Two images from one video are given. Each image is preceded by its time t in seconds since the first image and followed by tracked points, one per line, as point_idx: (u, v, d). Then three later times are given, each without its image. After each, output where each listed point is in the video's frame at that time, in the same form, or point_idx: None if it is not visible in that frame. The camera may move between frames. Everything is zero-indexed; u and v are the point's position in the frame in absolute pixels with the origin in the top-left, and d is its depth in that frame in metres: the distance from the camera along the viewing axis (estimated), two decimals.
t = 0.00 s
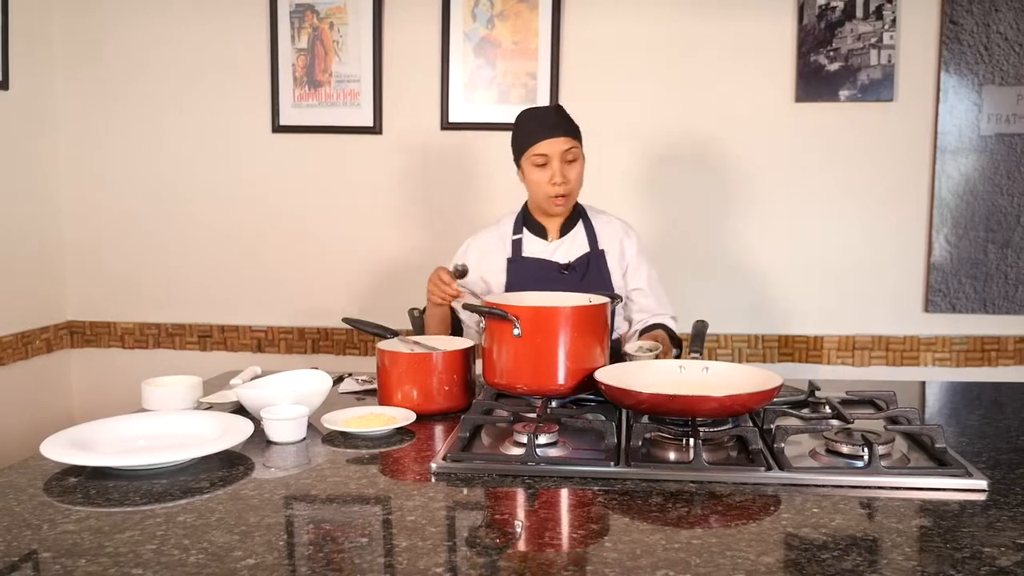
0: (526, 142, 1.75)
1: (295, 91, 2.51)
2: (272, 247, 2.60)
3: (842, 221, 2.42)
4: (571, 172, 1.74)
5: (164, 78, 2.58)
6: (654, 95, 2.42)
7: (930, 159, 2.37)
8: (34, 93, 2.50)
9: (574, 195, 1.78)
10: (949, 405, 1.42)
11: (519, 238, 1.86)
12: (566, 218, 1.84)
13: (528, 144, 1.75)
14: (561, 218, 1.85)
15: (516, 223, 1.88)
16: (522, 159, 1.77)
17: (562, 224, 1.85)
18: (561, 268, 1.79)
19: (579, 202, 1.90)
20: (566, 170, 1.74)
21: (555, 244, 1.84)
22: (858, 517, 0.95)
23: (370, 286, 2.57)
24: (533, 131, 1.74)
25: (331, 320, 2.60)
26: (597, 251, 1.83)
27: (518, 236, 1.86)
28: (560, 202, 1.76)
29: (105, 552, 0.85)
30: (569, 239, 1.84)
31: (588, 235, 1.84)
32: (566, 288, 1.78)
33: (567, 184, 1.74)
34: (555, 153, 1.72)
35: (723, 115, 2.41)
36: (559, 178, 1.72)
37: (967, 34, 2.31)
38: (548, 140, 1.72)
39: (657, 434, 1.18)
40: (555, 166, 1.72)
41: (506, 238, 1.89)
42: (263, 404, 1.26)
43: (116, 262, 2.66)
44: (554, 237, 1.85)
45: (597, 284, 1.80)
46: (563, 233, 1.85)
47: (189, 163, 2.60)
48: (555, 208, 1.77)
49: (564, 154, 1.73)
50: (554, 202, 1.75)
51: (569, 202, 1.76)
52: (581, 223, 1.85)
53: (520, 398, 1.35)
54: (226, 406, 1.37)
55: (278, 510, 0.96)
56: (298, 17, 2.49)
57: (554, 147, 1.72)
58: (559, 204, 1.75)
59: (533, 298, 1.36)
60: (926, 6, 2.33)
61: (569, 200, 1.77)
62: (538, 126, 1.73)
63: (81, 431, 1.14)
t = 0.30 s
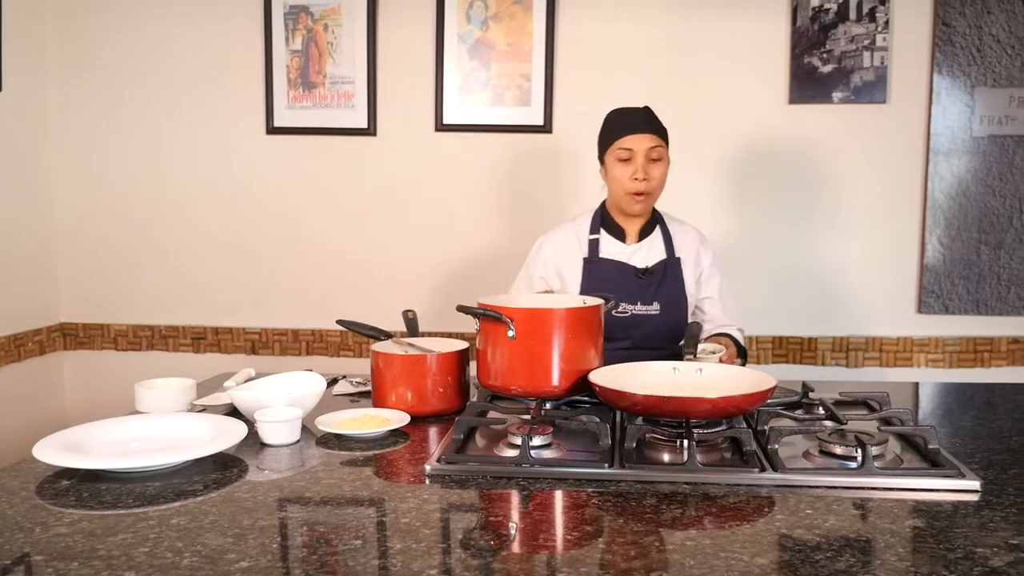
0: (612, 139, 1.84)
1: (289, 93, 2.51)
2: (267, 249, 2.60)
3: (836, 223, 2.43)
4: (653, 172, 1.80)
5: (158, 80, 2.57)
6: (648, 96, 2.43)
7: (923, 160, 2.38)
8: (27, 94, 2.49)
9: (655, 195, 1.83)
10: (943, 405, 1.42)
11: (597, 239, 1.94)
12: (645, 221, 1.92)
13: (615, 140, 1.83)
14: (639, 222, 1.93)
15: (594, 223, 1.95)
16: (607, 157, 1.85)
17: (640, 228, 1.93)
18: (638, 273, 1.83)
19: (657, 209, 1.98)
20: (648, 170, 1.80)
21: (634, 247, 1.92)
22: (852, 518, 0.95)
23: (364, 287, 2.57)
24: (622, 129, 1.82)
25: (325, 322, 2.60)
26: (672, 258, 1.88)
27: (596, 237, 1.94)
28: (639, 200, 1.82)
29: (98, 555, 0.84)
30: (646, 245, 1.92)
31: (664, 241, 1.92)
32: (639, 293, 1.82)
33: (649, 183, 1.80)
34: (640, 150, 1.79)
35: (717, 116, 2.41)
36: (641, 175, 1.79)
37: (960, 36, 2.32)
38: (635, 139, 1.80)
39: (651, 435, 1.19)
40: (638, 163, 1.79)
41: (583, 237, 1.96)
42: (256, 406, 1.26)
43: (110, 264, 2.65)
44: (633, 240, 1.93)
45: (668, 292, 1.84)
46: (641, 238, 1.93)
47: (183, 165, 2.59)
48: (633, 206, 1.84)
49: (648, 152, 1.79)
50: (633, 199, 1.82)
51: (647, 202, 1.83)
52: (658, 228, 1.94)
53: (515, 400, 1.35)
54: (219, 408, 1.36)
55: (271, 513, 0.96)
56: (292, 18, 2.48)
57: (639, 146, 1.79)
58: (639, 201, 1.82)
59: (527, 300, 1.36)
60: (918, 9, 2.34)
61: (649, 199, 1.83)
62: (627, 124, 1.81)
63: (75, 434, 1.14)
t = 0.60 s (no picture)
0: (663, 136, 1.80)
1: (277, 97, 2.50)
2: (255, 253, 2.59)
3: (822, 227, 2.44)
4: (701, 175, 1.77)
5: (146, 84, 2.56)
6: (636, 101, 2.43)
7: (908, 165, 2.40)
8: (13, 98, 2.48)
9: (701, 198, 1.79)
10: (929, 409, 1.43)
11: (638, 236, 1.88)
12: (688, 226, 1.87)
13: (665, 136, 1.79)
14: (683, 225, 1.87)
15: (637, 220, 1.90)
16: (655, 154, 1.81)
17: (683, 231, 1.88)
18: (675, 278, 1.81)
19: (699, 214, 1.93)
20: (697, 172, 1.76)
21: (674, 251, 1.87)
22: (839, 521, 0.95)
23: (353, 292, 2.57)
24: (674, 127, 1.78)
25: (313, 326, 2.59)
26: (710, 267, 1.85)
27: (637, 235, 1.88)
28: (682, 200, 1.78)
29: (83, 562, 0.84)
30: (688, 250, 1.87)
31: (704, 250, 1.87)
32: (672, 298, 1.81)
33: (695, 185, 1.77)
34: (690, 151, 1.75)
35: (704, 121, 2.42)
36: (687, 176, 1.75)
37: (944, 42, 2.33)
38: (686, 140, 1.76)
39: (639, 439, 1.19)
40: (687, 163, 1.76)
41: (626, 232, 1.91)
42: (244, 412, 1.25)
43: (96, 269, 2.64)
44: (674, 244, 1.88)
45: (699, 300, 1.83)
46: (683, 241, 1.87)
47: (170, 170, 2.59)
48: (677, 206, 1.80)
49: (697, 153, 1.76)
50: (677, 199, 1.78)
51: (692, 204, 1.79)
52: (700, 233, 1.89)
53: (503, 405, 1.35)
54: (206, 414, 1.36)
55: (258, 518, 0.96)
56: (280, 23, 2.48)
57: (691, 147, 1.75)
58: (684, 203, 1.78)
59: (515, 304, 1.36)
60: (903, 15, 2.35)
61: (694, 201, 1.79)
62: (681, 122, 1.77)
63: (60, 440, 1.13)
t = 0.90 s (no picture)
0: (652, 137, 1.79)
1: (264, 100, 2.50)
2: (242, 256, 2.58)
3: (807, 230, 2.45)
4: (690, 173, 1.76)
5: (132, 86, 2.55)
6: (624, 104, 2.44)
7: (893, 168, 2.41)
8: None
9: (692, 197, 1.78)
10: (914, 411, 1.43)
11: (631, 238, 1.88)
12: (682, 227, 1.87)
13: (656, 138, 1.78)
14: (676, 226, 1.87)
15: (631, 222, 1.90)
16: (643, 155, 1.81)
17: (676, 232, 1.88)
18: (669, 279, 1.77)
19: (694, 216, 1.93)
20: (685, 170, 1.76)
21: (668, 252, 1.87)
22: (825, 523, 0.95)
23: (340, 295, 2.56)
24: (664, 127, 1.77)
25: (301, 329, 2.58)
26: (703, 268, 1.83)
27: (631, 236, 1.88)
28: (672, 199, 1.78)
29: (67, 568, 0.83)
30: (681, 251, 1.87)
31: (697, 251, 1.87)
32: (665, 300, 1.77)
33: (684, 183, 1.76)
34: (678, 150, 1.74)
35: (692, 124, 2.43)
36: (675, 174, 1.74)
37: (928, 46, 2.35)
38: (672, 138, 1.76)
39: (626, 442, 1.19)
40: (675, 162, 1.75)
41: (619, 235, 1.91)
42: (230, 416, 1.25)
43: (82, 272, 2.63)
44: (668, 245, 1.88)
45: (694, 301, 1.80)
46: (676, 242, 1.88)
47: (156, 173, 2.57)
48: (667, 206, 1.79)
49: (686, 152, 1.75)
50: (668, 199, 1.78)
51: (682, 202, 1.78)
52: (694, 236, 1.89)
53: (490, 408, 1.35)
54: (191, 418, 1.35)
55: (244, 523, 0.95)
56: (266, 25, 2.47)
57: (678, 145, 1.75)
58: (674, 202, 1.77)
59: (501, 307, 1.36)
60: (888, 19, 2.37)
61: (684, 200, 1.78)
62: (671, 122, 1.76)
63: (44, 445, 1.12)
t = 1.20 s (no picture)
0: (609, 142, 1.78)
1: (253, 103, 2.49)
2: (231, 259, 2.57)
3: (795, 233, 2.46)
4: (652, 175, 1.76)
5: (120, 89, 2.54)
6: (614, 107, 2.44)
7: (881, 171, 2.42)
8: None
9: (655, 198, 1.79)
10: (902, 413, 1.44)
11: (598, 244, 1.86)
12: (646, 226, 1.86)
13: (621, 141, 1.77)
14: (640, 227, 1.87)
15: (594, 228, 1.88)
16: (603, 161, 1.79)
17: (642, 231, 1.87)
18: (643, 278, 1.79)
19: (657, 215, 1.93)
20: (647, 174, 1.75)
21: (638, 254, 1.86)
22: (813, 526, 0.96)
23: (330, 298, 2.56)
24: (621, 131, 1.76)
25: (290, 333, 2.58)
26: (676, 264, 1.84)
27: (597, 242, 1.86)
28: (638, 204, 1.77)
29: (54, 573, 0.83)
30: (650, 250, 1.87)
31: (667, 245, 1.87)
32: (644, 299, 1.78)
33: (648, 186, 1.76)
34: (638, 153, 1.74)
35: (681, 127, 2.44)
36: (639, 179, 1.74)
37: (915, 50, 2.36)
38: (632, 143, 1.74)
39: (616, 446, 1.19)
40: (637, 165, 1.74)
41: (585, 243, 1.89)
42: (219, 420, 1.24)
43: (70, 275, 2.61)
44: (636, 246, 1.87)
45: (673, 299, 1.80)
46: (643, 242, 1.87)
47: (144, 176, 2.56)
48: (632, 210, 1.78)
49: (645, 154, 1.74)
50: (632, 203, 1.77)
51: (647, 205, 1.78)
52: (660, 232, 1.89)
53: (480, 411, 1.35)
54: (180, 422, 1.35)
55: (233, 527, 0.95)
56: (255, 28, 2.47)
57: (638, 150, 1.74)
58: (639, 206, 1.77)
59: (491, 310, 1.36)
60: (876, 23, 2.38)
61: (648, 202, 1.78)
62: (627, 125, 1.75)
63: (31, 450, 1.11)
